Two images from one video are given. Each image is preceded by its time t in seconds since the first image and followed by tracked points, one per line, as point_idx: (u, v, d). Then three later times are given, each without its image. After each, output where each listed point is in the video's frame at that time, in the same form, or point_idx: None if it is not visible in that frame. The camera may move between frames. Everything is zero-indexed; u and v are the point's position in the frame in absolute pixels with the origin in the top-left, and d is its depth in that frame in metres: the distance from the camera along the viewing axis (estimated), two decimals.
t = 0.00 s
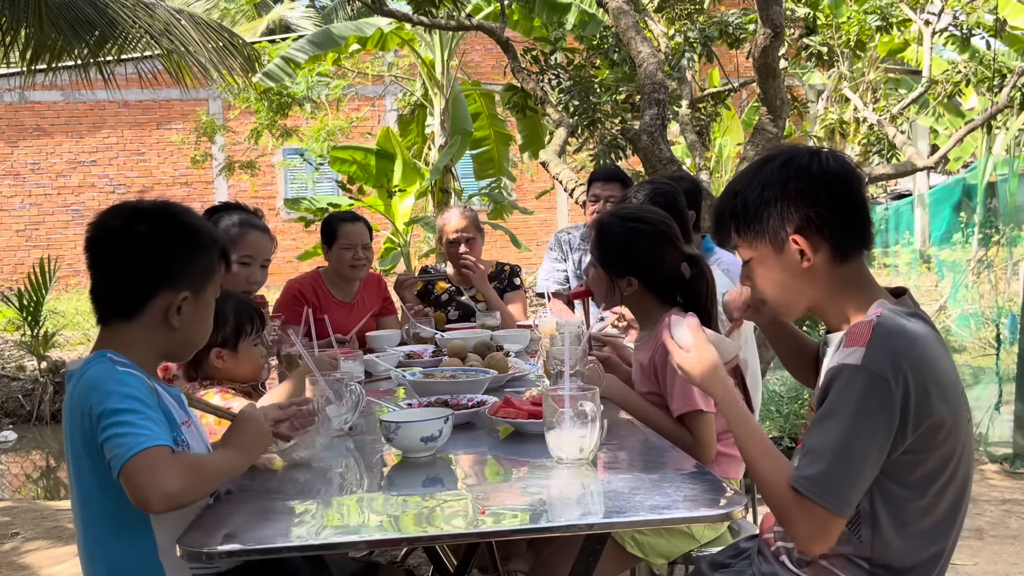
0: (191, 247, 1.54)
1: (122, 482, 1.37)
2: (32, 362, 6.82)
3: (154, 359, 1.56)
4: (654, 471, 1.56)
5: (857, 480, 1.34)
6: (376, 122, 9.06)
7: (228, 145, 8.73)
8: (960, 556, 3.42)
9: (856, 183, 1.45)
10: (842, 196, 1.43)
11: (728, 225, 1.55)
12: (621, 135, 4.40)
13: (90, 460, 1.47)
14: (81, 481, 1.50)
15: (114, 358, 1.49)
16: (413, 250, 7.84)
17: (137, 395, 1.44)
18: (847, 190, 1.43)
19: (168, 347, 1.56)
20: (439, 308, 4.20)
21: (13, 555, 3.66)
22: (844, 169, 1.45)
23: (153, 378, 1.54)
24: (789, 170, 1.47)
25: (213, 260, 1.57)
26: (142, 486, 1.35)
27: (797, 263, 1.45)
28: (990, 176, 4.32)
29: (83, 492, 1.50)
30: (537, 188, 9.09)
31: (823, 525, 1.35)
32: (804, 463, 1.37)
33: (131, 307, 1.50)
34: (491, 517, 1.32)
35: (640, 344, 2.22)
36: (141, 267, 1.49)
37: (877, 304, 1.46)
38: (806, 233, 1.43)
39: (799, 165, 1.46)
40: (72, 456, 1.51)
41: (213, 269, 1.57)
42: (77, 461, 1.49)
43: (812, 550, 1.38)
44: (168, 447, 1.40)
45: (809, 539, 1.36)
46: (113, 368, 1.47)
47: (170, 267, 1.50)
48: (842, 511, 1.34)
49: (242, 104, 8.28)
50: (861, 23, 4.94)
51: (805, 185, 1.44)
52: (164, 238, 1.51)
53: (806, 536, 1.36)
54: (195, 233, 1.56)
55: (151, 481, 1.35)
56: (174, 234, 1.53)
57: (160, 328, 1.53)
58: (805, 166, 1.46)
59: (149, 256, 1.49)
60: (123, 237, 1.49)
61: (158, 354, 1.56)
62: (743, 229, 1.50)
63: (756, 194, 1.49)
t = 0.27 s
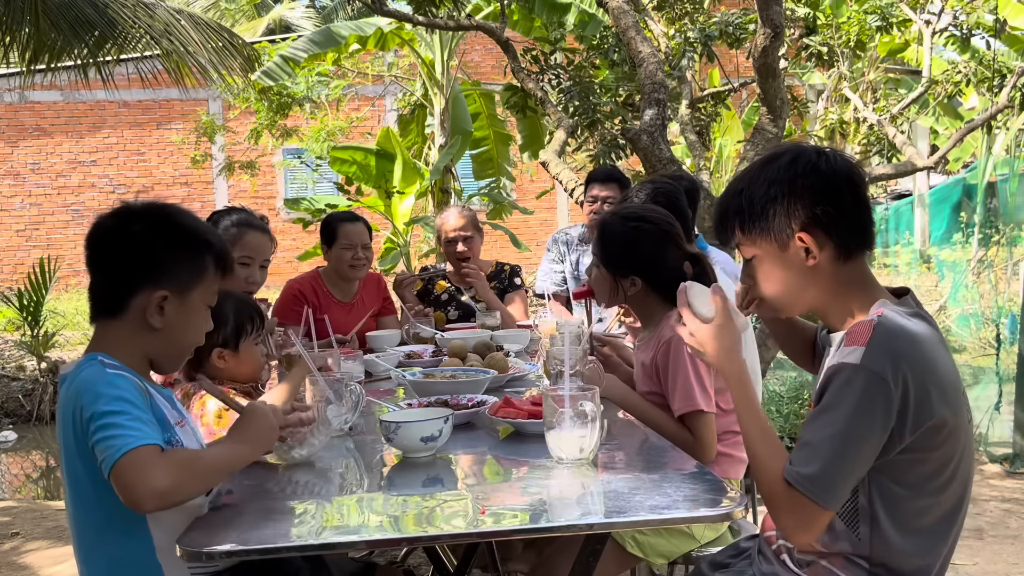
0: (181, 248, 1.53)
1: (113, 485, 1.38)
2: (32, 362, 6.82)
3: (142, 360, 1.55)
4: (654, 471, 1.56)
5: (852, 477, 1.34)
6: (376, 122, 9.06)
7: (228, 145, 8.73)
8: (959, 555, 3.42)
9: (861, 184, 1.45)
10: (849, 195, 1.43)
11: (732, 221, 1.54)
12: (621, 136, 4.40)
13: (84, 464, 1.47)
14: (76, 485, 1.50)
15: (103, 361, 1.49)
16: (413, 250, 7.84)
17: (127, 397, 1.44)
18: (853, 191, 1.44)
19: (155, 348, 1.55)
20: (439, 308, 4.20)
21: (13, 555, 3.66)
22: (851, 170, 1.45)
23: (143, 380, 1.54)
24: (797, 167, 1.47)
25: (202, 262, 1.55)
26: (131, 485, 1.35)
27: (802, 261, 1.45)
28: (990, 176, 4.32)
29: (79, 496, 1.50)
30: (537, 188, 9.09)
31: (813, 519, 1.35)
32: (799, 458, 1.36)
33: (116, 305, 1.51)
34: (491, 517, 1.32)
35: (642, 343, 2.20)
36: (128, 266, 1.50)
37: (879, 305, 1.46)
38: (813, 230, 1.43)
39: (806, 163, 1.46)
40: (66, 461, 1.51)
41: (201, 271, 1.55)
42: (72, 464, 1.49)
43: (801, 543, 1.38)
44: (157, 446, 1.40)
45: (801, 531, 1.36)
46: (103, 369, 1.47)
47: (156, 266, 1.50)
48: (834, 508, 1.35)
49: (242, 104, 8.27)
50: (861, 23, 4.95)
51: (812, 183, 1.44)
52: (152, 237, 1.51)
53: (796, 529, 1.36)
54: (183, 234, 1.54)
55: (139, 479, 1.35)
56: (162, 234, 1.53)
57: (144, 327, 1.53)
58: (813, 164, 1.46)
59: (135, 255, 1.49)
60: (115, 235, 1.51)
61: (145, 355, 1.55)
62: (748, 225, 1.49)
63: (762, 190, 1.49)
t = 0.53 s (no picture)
0: (178, 247, 1.53)
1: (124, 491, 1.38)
2: (32, 362, 6.82)
3: (139, 361, 1.55)
4: (654, 471, 1.56)
5: (843, 475, 1.36)
6: (376, 122, 9.06)
7: (228, 145, 8.74)
8: (959, 555, 3.42)
9: (867, 191, 1.45)
10: (855, 201, 1.43)
11: (736, 214, 1.53)
12: (621, 136, 4.40)
13: (84, 468, 1.47)
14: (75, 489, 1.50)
15: (101, 362, 1.50)
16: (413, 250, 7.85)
17: (126, 399, 1.44)
18: (861, 199, 1.43)
19: (152, 349, 1.55)
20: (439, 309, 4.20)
21: (13, 555, 3.66)
22: (860, 175, 1.45)
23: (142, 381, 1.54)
24: (808, 166, 1.46)
25: (197, 262, 1.54)
26: (147, 492, 1.35)
27: (801, 261, 1.45)
28: (990, 176, 4.33)
29: (79, 499, 1.50)
30: (537, 188, 9.10)
31: (798, 511, 1.37)
32: (790, 452, 1.38)
33: (112, 306, 1.52)
34: (491, 517, 1.32)
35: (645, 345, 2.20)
36: (123, 266, 1.51)
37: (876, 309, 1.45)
38: (815, 232, 1.43)
39: (817, 163, 1.46)
40: (65, 465, 1.51)
41: (196, 272, 1.54)
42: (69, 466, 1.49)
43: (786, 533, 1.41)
44: (169, 451, 1.40)
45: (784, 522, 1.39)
46: (102, 372, 1.47)
47: (149, 267, 1.50)
48: (823, 504, 1.37)
49: (242, 104, 8.27)
50: (861, 23, 4.95)
51: (822, 185, 1.43)
52: (147, 236, 1.52)
53: (781, 520, 1.39)
54: (178, 234, 1.54)
55: (155, 488, 1.35)
56: (157, 234, 1.53)
57: (140, 328, 1.53)
58: (824, 164, 1.45)
59: (132, 254, 1.50)
60: (113, 233, 1.52)
61: (142, 356, 1.55)
62: (752, 221, 1.49)
63: (770, 186, 1.48)
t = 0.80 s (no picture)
0: (179, 246, 1.53)
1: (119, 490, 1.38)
2: (32, 362, 6.83)
3: (140, 362, 1.55)
4: (654, 470, 1.56)
5: (826, 465, 1.38)
6: (376, 122, 9.06)
7: (228, 145, 8.74)
8: (959, 555, 3.42)
9: (888, 210, 1.45)
10: (874, 216, 1.43)
11: (758, 187, 1.51)
12: (621, 136, 4.40)
13: (83, 469, 1.47)
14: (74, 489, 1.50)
15: (100, 363, 1.50)
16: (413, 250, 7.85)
17: (122, 399, 1.44)
18: (881, 214, 1.43)
19: (152, 349, 1.55)
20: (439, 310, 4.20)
21: (12, 555, 3.66)
22: (888, 193, 1.44)
23: (141, 381, 1.54)
24: (846, 165, 1.43)
25: (198, 261, 1.54)
26: (142, 488, 1.35)
27: (802, 255, 1.45)
28: (990, 176, 4.33)
29: (79, 500, 1.50)
30: (537, 188, 9.10)
31: (774, 493, 1.40)
32: (773, 438, 1.41)
33: (112, 306, 1.52)
34: (491, 517, 1.32)
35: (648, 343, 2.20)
36: (123, 265, 1.51)
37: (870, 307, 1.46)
38: (825, 231, 1.43)
39: (858, 167, 1.43)
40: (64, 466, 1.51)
41: (197, 271, 1.54)
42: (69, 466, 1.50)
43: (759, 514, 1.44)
44: (162, 447, 1.40)
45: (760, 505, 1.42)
46: (99, 374, 1.47)
47: (150, 266, 1.50)
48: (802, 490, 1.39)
49: (242, 104, 8.27)
50: (860, 23, 4.96)
51: (850, 191, 1.41)
52: (148, 235, 1.52)
53: (760, 503, 1.41)
54: (177, 233, 1.54)
55: (150, 489, 1.35)
56: (157, 233, 1.53)
57: (139, 328, 1.53)
58: (862, 170, 1.43)
59: (134, 252, 1.50)
60: (114, 233, 1.53)
61: (143, 356, 1.55)
62: (770, 200, 1.47)
63: (802, 173, 1.45)
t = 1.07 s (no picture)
0: (182, 244, 1.53)
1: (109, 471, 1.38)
2: (32, 362, 6.83)
3: (143, 359, 1.56)
4: (654, 471, 1.56)
5: (815, 462, 1.39)
6: (376, 123, 9.06)
7: (228, 145, 8.74)
8: (959, 556, 3.42)
9: (903, 225, 1.45)
10: (890, 227, 1.43)
11: (781, 177, 1.50)
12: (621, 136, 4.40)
13: (85, 463, 1.48)
14: (78, 484, 1.51)
15: (101, 362, 1.50)
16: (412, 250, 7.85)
17: (119, 391, 1.44)
18: (895, 223, 1.43)
19: (154, 348, 1.55)
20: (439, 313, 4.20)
21: (12, 555, 3.66)
22: (907, 206, 1.44)
23: (141, 379, 1.54)
24: (875, 171, 1.42)
25: (200, 261, 1.54)
26: (124, 464, 1.35)
27: (810, 252, 1.46)
28: (990, 176, 4.33)
29: (83, 496, 1.51)
30: (536, 188, 9.09)
31: (759, 481, 1.43)
32: (764, 432, 1.43)
33: (114, 305, 1.52)
34: (491, 517, 1.32)
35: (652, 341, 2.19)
36: (126, 263, 1.51)
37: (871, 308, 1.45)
38: (838, 233, 1.43)
39: (887, 175, 1.42)
40: (67, 464, 1.52)
41: (200, 270, 1.54)
42: (71, 462, 1.51)
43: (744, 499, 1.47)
44: (148, 428, 1.40)
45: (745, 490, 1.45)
46: (98, 370, 1.48)
47: (152, 264, 1.50)
48: (789, 483, 1.42)
49: (242, 104, 8.26)
50: (861, 23, 4.95)
51: (869, 197, 1.41)
52: (152, 234, 1.52)
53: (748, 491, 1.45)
54: (181, 233, 1.54)
55: (130, 462, 1.35)
56: (160, 232, 1.53)
57: (141, 327, 1.53)
58: (890, 180, 1.42)
59: (139, 250, 1.51)
60: (119, 231, 1.53)
61: (145, 354, 1.55)
62: (791, 192, 1.47)
63: (830, 170, 1.44)
